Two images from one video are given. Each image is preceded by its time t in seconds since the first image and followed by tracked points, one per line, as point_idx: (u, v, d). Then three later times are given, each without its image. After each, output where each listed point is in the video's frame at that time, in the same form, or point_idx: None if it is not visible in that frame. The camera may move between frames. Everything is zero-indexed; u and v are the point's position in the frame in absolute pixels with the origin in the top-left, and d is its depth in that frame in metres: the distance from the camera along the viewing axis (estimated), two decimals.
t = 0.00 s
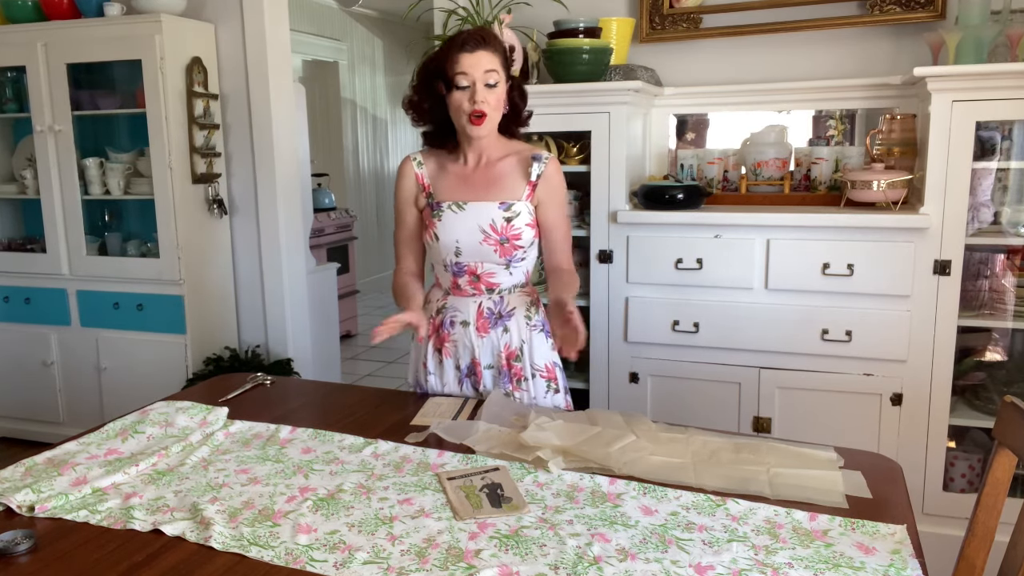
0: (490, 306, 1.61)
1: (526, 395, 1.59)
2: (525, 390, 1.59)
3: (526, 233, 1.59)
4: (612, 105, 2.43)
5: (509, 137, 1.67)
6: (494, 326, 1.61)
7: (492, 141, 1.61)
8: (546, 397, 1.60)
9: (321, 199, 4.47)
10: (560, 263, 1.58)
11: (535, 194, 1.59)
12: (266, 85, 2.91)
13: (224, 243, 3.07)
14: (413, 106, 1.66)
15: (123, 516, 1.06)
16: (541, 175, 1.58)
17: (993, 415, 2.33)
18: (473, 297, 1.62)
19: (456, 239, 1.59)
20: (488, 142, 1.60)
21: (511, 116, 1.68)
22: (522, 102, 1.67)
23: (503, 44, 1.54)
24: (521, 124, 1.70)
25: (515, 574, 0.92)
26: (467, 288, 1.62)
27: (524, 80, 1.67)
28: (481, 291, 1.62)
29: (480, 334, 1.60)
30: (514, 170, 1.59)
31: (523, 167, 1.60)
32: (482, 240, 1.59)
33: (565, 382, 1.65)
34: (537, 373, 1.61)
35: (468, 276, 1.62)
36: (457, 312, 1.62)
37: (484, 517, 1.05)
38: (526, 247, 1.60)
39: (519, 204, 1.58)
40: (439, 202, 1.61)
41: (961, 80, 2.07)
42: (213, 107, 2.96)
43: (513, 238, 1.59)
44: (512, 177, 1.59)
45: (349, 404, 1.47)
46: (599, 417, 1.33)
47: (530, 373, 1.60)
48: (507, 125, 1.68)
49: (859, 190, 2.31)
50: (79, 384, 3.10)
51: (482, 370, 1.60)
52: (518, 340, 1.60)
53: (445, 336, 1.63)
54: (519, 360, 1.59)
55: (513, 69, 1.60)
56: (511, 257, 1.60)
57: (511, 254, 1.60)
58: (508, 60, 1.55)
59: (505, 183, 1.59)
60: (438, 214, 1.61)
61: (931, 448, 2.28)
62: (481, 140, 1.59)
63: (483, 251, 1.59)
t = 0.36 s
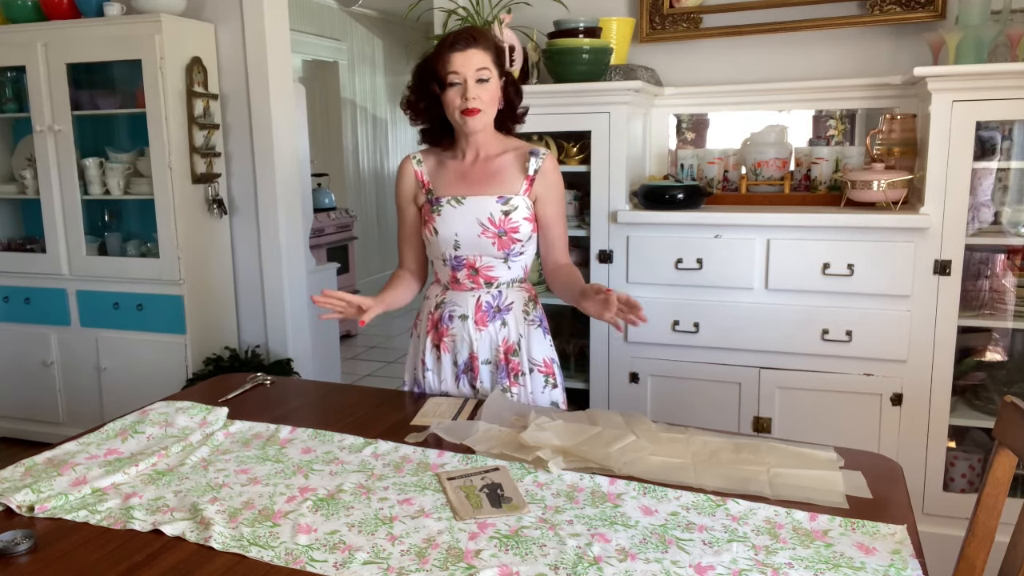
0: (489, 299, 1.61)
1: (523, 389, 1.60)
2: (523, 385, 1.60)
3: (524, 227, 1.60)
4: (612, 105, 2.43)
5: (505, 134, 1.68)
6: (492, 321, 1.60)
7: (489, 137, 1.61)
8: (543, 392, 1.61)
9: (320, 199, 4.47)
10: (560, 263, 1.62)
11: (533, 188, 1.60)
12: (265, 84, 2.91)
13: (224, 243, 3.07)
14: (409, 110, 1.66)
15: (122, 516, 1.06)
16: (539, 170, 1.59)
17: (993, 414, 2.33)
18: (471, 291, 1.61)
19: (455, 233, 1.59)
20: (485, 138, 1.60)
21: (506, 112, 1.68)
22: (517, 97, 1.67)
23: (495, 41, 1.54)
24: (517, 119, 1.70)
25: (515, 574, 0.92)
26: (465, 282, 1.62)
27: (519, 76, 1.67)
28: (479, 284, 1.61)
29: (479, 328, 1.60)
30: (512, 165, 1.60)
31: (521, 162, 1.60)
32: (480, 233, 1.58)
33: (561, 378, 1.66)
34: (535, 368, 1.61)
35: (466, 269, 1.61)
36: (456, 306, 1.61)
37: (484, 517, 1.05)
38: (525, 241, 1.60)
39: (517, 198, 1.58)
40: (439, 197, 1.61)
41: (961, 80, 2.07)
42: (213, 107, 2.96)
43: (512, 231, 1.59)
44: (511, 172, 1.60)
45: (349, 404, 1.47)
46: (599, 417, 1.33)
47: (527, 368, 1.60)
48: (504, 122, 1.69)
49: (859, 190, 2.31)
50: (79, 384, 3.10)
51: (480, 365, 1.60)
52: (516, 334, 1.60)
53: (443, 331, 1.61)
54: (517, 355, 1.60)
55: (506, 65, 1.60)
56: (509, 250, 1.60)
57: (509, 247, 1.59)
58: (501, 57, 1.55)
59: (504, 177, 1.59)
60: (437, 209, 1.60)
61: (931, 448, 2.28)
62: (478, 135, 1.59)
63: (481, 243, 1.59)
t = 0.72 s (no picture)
0: (478, 298, 1.61)
1: (511, 390, 1.59)
2: (510, 385, 1.59)
3: (518, 227, 1.58)
4: (612, 105, 2.43)
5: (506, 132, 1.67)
6: (479, 319, 1.60)
7: (490, 137, 1.61)
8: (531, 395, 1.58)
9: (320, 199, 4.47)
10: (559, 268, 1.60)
11: (531, 189, 1.58)
12: (265, 85, 2.91)
13: (224, 243, 3.07)
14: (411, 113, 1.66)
15: (122, 516, 1.06)
16: (538, 172, 1.57)
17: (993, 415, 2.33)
18: (463, 288, 1.62)
19: (450, 228, 1.59)
20: (485, 137, 1.60)
21: (507, 110, 1.67)
22: (517, 94, 1.66)
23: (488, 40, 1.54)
24: (518, 115, 1.69)
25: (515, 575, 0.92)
26: (457, 278, 1.62)
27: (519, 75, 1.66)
28: (471, 282, 1.61)
29: (466, 325, 1.60)
30: (513, 165, 1.59)
31: (521, 163, 1.59)
32: (473, 230, 1.58)
33: (557, 382, 1.61)
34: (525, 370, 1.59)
35: (459, 266, 1.61)
36: (446, 301, 1.62)
37: (484, 517, 1.05)
38: (518, 241, 1.59)
39: (514, 198, 1.57)
40: (439, 193, 1.62)
41: (961, 80, 2.07)
42: (212, 107, 2.96)
43: (504, 230, 1.58)
44: (510, 171, 1.58)
45: (348, 404, 1.46)
46: (599, 417, 1.33)
47: (517, 369, 1.59)
48: (505, 119, 1.68)
49: (859, 190, 2.31)
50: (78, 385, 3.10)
51: (466, 362, 1.61)
52: (503, 334, 1.60)
53: (433, 325, 1.63)
54: (505, 355, 1.59)
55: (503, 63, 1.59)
56: (501, 249, 1.59)
57: (501, 246, 1.59)
58: (495, 55, 1.55)
59: (503, 176, 1.58)
60: (437, 204, 1.61)
61: (932, 448, 2.28)
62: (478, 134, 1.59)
63: (474, 240, 1.59)
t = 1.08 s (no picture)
0: (478, 298, 1.61)
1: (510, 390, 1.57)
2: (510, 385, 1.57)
3: (517, 228, 1.58)
4: (612, 105, 2.43)
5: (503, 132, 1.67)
6: (481, 319, 1.61)
7: (488, 137, 1.61)
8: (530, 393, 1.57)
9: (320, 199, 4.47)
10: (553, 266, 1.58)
11: (529, 190, 1.57)
12: (265, 85, 2.91)
13: (224, 243, 3.07)
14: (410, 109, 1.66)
15: (122, 516, 1.06)
16: (534, 172, 1.56)
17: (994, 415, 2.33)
18: (462, 289, 1.62)
19: (448, 231, 1.59)
20: (482, 137, 1.60)
21: (505, 109, 1.67)
22: (516, 94, 1.66)
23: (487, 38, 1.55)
24: (516, 118, 1.70)
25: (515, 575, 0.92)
26: (457, 280, 1.62)
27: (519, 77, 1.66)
28: (471, 283, 1.62)
29: (467, 325, 1.60)
30: (509, 165, 1.58)
31: (517, 164, 1.58)
32: (472, 232, 1.58)
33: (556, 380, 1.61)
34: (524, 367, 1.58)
35: (458, 268, 1.61)
36: (447, 303, 1.62)
37: (484, 517, 1.05)
38: (517, 242, 1.59)
39: (512, 199, 1.57)
40: (435, 195, 1.61)
41: (962, 79, 2.06)
42: (212, 107, 2.96)
43: (503, 231, 1.58)
44: (506, 172, 1.58)
45: (348, 404, 1.46)
46: (599, 417, 1.33)
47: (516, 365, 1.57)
48: (504, 119, 1.69)
49: (859, 190, 2.31)
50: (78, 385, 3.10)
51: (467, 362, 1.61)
52: (504, 333, 1.59)
53: (433, 327, 1.63)
54: (506, 355, 1.58)
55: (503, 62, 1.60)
56: (500, 251, 1.59)
57: (501, 247, 1.59)
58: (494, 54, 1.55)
59: (500, 177, 1.58)
60: (433, 206, 1.60)
61: (932, 449, 2.28)
62: (474, 134, 1.59)
63: (473, 243, 1.59)
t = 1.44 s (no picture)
0: (504, 293, 1.61)
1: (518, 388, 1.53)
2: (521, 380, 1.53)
3: (531, 218, 1.58)
4: (612, 105, 2.43)
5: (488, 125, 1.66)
6: (509, 313, 1.61)
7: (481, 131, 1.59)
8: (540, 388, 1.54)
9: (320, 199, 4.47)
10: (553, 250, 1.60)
11: (532, 177, 1.57)
12: (265, 84, 2.91)
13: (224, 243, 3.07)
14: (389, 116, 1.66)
15: (122, 516, 1.06)
16: (535, 159, 1.56)
17: (994, 415, 2.32)
18: (485, 288, 1.60)
19: (465, 234, 1.56)
20: (475, 133, 1.57)
21: (488, 101, 1.67)
22: (495, 86, 1.66)
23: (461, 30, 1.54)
24: (497, 110, 1.69)
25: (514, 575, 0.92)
26: (478, 281, 1.60)
27: (495, 66, 1.65)
28: (493, 281, 1.60)
29: (497, 322, 1.60)
30: (509, 157, 1.57)
31: (517, 154, 1.57)
32: (491, 231, 1.56)
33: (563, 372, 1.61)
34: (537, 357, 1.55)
35: (479, 269, 1.59)
36: (471, 304, 1.60)
37: (484, 517, 1.04)
38: (533, 232, 1.59)
39: (518, 189, 1.56)
40: (441, 200, 1.57)
41: (962, 79, 2.06)
42: (212, 107, 2.96)
43: (520, 224, 1.57)
44: (507, 165, 1.57)
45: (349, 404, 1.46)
46: (599, 417, 1.33)
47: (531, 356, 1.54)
48: (487, 112, 1.69)
49: (860, 190, 2.31)
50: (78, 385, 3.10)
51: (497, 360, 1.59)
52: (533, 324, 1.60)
53: (459, 330, 1.61)
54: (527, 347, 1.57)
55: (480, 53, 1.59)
56: (519, 244, 1.59)
57: (519, 241, 1.58)
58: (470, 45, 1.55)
59: (502, 171, 1.56)
60: (441, 211, 1.57)
61: (932, 448, 2.28)
62: (467, 130, 1.56)
63: (493, 241, 1.57)
